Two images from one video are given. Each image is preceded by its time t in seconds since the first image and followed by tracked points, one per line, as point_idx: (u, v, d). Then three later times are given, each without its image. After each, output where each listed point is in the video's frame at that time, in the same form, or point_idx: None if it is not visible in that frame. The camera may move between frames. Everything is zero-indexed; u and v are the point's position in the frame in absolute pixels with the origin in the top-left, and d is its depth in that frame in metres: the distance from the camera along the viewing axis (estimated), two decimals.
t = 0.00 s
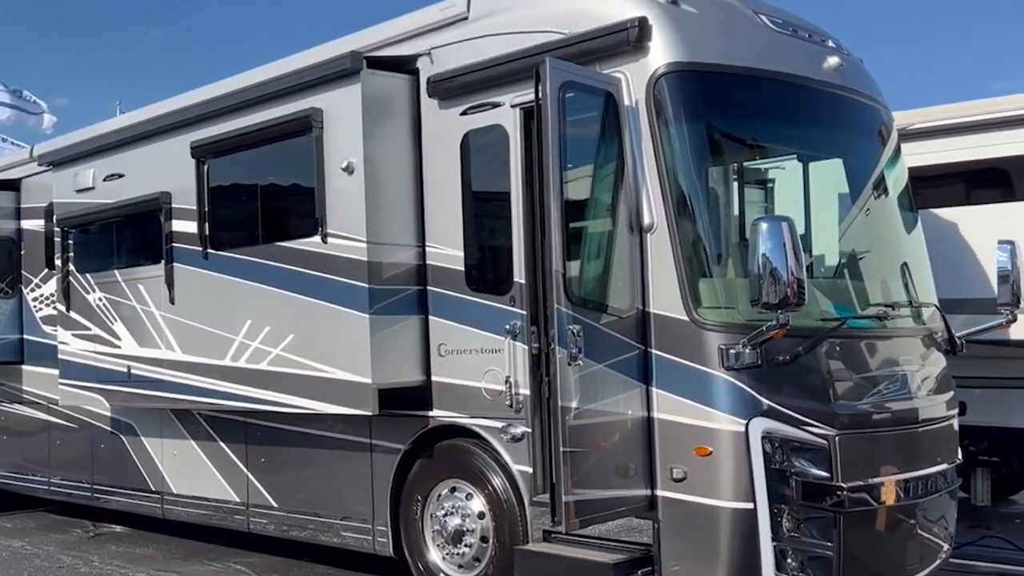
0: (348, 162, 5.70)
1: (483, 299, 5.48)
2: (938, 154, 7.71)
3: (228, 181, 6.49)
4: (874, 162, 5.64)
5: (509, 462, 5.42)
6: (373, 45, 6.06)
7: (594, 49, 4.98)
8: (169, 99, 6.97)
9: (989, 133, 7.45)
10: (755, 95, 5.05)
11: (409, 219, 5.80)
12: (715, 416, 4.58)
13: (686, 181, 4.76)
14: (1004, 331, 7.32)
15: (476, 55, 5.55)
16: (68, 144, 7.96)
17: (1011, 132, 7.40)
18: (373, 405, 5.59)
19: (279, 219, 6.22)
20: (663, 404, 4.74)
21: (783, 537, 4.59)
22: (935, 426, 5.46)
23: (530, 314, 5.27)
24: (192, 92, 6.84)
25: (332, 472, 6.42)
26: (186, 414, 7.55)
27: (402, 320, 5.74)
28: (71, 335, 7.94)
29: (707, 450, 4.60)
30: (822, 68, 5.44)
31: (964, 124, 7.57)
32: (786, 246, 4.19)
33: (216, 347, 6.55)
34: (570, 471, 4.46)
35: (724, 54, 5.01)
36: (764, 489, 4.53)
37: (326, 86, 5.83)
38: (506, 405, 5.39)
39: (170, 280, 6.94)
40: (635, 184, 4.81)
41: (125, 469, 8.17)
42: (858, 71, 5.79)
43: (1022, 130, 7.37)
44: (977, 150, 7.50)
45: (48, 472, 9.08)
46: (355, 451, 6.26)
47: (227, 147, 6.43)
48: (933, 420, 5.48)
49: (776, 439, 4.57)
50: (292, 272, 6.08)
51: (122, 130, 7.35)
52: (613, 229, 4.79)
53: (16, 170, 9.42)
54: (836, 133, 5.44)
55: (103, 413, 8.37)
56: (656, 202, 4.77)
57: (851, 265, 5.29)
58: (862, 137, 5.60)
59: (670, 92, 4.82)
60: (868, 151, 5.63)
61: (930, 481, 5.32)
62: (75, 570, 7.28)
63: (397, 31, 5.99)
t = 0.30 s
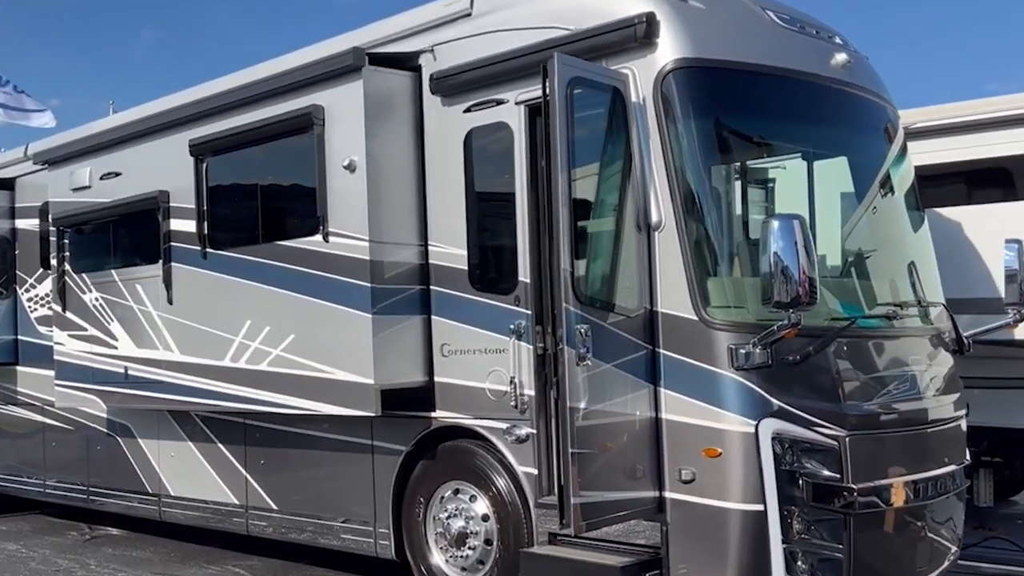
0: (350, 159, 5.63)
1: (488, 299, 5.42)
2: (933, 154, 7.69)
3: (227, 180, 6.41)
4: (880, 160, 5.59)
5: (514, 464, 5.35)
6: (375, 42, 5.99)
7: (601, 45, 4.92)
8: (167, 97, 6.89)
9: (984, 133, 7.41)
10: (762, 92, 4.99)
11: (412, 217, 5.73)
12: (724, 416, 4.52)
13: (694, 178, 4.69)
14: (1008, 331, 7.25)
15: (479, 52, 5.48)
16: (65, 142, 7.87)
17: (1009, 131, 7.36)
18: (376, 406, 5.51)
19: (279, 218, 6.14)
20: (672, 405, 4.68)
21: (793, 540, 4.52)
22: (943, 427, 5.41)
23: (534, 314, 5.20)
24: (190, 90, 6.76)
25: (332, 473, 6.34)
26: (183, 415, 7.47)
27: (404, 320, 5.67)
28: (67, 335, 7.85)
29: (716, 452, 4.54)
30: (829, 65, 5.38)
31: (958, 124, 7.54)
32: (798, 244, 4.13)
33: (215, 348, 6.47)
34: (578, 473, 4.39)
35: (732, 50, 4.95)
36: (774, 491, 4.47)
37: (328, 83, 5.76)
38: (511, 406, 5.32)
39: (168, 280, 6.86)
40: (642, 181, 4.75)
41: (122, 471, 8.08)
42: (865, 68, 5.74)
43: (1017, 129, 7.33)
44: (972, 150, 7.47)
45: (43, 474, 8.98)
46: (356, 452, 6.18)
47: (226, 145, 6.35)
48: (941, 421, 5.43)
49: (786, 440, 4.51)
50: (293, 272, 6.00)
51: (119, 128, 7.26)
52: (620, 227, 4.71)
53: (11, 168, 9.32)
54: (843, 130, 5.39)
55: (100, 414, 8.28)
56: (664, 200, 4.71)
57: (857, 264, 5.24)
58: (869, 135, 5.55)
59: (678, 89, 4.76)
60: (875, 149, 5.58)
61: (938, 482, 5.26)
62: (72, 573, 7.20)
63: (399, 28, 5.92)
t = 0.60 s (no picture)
0: (355, 158, 5.55)
1: (496, 300, 5.34)
2: (933, 155, 7.64)
3: (229, 179, 6.33)
4: (891, 158, 5.53)
5: (522, 466, 5.27)
6: (380, 39, 5.91)
7: (612, 42, 4.85)
8: (167, 95, 6.80)
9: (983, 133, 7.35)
10: (775, 89, 4.92)
11: (418, 217, 5.66)
12: (738, 418, 4.45)
13: (707, 176, 4.63)
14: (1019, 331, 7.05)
15: (486, 48, 5.41)
16: (62, 141, 7.77)
17: (1010, 130, 7.28)
18: (382, 408, 5.43)
19: (282, 217, 6.05)
20: (685, 407, 4.61)
21: (808, 543, 4.45)
22: (956, 429, 5.34)
23: (543, 315, 5.13)
24: (191, 87, 6.67)
25: (335, 476, 6.26)
26: (183, 417, 7.38)
27: (409, 321, 5.59)
28: (65, 336, 7.75)
29: (731, 454, 4.47)
30: (841, 62, 5.32)
31: (958, 124, 7.48)
32: (815, 243, 4.05)
33: (216, 349, 6.38)
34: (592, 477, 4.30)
35: (744, 47, 4.88)
36: (790, 494, 4.40)
37: (332, 80, 5.67)
38: (519, 408, 5.24)
39: (168, 280, 6.76)
40: (655, 179, 4.68)
41: (120, 474, 7.98)
42: (875, 65, 5.68)
43: (1018, 129, 7.26)
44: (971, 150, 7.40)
45: (39, 477, 8.87)
46: (359, 455, 6.10)
47: (227, 143, 6.26)
48: (953, 423, 5.36)
49: (802, 442, 4.44)
50: (296, 272, 5.91)
51: (118, 126, 7.17)
52: (632, 226, 4.62)
53: (8, 167, 9.22)
54: (855, 128, 5.32)
55: (97, 416, 8.18)
56: (676, 198, 4.64)
57: (869, 263, 5.18)
58: (880, 133, 5.49)
59: (690, 86, 4.70)
60: (886, 147, 5.52)
61: (951, 485, 5.20)
62: None
63: (404, 24, 5.85)
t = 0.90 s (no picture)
0: (360, 156, 5.48)
1: (504, 300, 5.27)
2: (934, 155, 7.63)
3: (230, 178, 6.26)
4: (901, 157, 5.48)
5: (529, 469, 5.21)
6: (384, 36, 5.84)
7: (622, 39, 4.79)
8: (167, 93, 6.72)
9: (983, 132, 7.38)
10: (786, 86, 4.87)
11: (423, 216, 5.59)
12: (752, 420, 4.39)
13: (718, 173, 4.57)
14: None
15: (492, 45, 5.35)
16: (59, 140, 7.68)
17: (1010, 131, 7.32)
18: (387, 410, 5.36)
19: (284, 216, 5.98)
20: (697, 408, 4.55)
21: (822, 546, 4.40)
22: (967, 431, 5.30)
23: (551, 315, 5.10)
24: (192, 85, 6.60)
25: (338, 478, 6.19)
26: (182, 418, 7.29)
27: (414, 321, 5.52)
28: (62, 337, 7.66)
29: (744, 456, 4.41)
30: (852, 59, 5.26)
31: (958, 124, 7.52)
32: (831, 242, 4.00)
33: (218, 350, 6.30)
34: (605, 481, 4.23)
35: (755, 44, 4.82)
36: (804, 497, 4.35)
37: (337, 78, 5.60)
38: (527, 410, 5.18)
39: (168, 280, 6.69)
40: (666, 178, 4.62)
41: (118, 476, 7.89)
42: (885, 63, 5.62)
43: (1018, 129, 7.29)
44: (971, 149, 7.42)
45: (36, 479, 8.78)
46: (363, 457, 6.02)
47: (229, 141, 6.19)
48: (964, 425, 5.31)
49: (816, 444, 4.39)
50: (299, 272, 5.84)
51: (117, 125, 7.09)
52: (643, 225, 4.56)
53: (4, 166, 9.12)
54: (866, 127, 5.27)
55: (94, 418, 8.08)
56: (688, 197, 4.58)
57: (879, 263, 5.13)
58: (890, 131, 5.44)
59: (702, 83, 4.64)
60: (896, 145, 5.47)
61: (962, 488, 5.16)
62: None
63: (408, 21, 5.78)
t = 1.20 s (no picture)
0: (365, 154, 5.41)
1: (512, 299, 5.22)
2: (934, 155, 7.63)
3: (232, 177, 6.19)
4: (910, 154, 5.44)
5: (537, 470, 5.15)
6: (389, 33, 5.78)
7: (633, 35, 4.74)
8: (169, 90, 6.65)
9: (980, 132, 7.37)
10: (798, 82, 4.82)
11: (429, 214, 5.53)
12: (766, 420, 4.34)
13: (731, 171, 4.52)
14: None
15: (500, 42, 5.29)
16: (58, 138, 7.60)
17: (1010, 130, 7.30)
18: (394, 410, 5.29)
19: (288, 215, 5.91)
20: (709, 408, 4.50)
21: (836, 548, 4.34)
22: (978, 431, 5.25)
23: (560, 315, 5.04)
24: (194, 83, 6.53)
25: (342, 479, 6.13)
26: (183, 419, 7.22)
27: (420, 321, 5.46)
28: (61, 337, 7.58)
29: (757, 457, 4.36)
30: (862, 56, 5.22)
31: (954, 124, 7.53)
32: (847, 241, 3.96)
33: (220, 350, 6.23)
34: (618, 483, 4.17)
35: (766, 40, 4.77)
36: (818, 498, 4.29)
37: (342, 74, 5.54)
38: (536, 410, 5.12)
39: (170, 279, 6.62)
40: (677, 176, 4.57)
41: (117, 477, 7.81)
42: (894, 59, 5.58)
43: (1014, 129, 7.29)
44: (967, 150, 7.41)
45: (33, 480, 8.69)
46: (367, 458, 5.96)
47: (231, 139, 6.12)
48: (975, 425, 5.27)
49: (830, 445, 4.33)
50: (303, 271, 5.77)
51: (117, 123, 7.01)
52: (655, 223, 4.51)
53: None
54: (876, 124, 5.23)
55: (93, 418, 8.00)
56: (701, 195, 4.53)
57: (890, 261, 5.09)
58: (900, 129, 5.40)
59: (714, 80, 4.59)
60: (906, 143, 5.42)
61: (973, 489, 5.10)
62: None
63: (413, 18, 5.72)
